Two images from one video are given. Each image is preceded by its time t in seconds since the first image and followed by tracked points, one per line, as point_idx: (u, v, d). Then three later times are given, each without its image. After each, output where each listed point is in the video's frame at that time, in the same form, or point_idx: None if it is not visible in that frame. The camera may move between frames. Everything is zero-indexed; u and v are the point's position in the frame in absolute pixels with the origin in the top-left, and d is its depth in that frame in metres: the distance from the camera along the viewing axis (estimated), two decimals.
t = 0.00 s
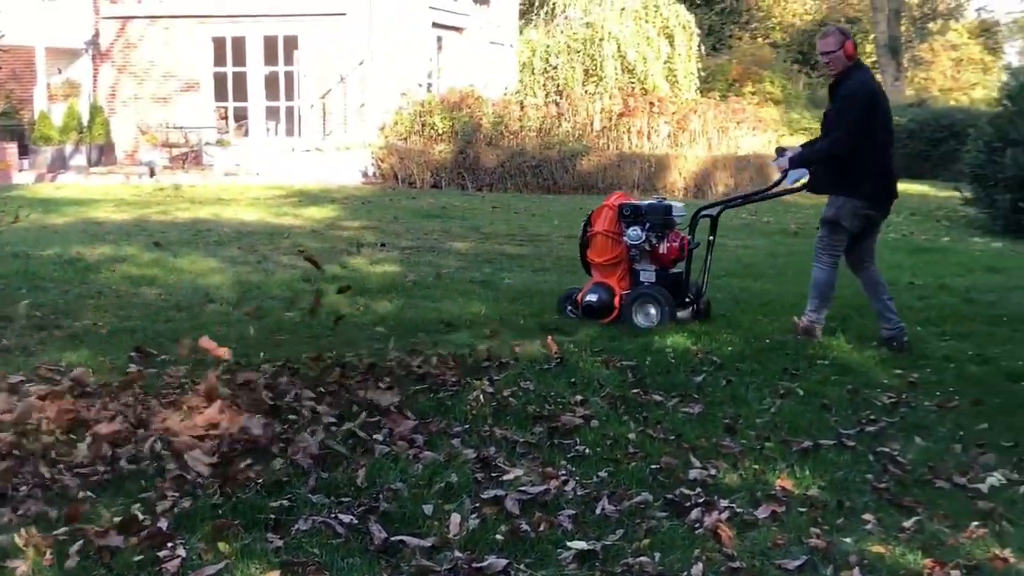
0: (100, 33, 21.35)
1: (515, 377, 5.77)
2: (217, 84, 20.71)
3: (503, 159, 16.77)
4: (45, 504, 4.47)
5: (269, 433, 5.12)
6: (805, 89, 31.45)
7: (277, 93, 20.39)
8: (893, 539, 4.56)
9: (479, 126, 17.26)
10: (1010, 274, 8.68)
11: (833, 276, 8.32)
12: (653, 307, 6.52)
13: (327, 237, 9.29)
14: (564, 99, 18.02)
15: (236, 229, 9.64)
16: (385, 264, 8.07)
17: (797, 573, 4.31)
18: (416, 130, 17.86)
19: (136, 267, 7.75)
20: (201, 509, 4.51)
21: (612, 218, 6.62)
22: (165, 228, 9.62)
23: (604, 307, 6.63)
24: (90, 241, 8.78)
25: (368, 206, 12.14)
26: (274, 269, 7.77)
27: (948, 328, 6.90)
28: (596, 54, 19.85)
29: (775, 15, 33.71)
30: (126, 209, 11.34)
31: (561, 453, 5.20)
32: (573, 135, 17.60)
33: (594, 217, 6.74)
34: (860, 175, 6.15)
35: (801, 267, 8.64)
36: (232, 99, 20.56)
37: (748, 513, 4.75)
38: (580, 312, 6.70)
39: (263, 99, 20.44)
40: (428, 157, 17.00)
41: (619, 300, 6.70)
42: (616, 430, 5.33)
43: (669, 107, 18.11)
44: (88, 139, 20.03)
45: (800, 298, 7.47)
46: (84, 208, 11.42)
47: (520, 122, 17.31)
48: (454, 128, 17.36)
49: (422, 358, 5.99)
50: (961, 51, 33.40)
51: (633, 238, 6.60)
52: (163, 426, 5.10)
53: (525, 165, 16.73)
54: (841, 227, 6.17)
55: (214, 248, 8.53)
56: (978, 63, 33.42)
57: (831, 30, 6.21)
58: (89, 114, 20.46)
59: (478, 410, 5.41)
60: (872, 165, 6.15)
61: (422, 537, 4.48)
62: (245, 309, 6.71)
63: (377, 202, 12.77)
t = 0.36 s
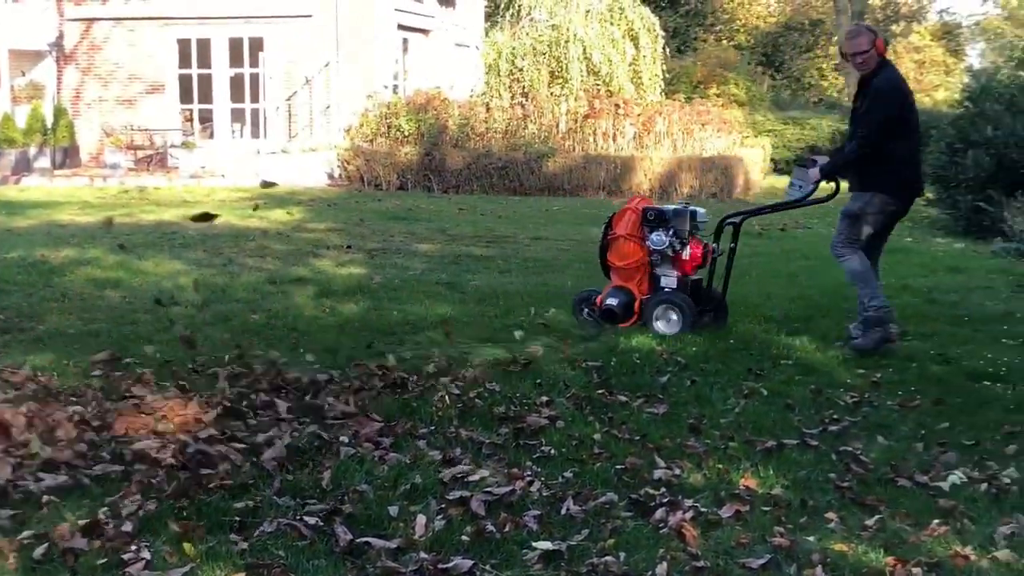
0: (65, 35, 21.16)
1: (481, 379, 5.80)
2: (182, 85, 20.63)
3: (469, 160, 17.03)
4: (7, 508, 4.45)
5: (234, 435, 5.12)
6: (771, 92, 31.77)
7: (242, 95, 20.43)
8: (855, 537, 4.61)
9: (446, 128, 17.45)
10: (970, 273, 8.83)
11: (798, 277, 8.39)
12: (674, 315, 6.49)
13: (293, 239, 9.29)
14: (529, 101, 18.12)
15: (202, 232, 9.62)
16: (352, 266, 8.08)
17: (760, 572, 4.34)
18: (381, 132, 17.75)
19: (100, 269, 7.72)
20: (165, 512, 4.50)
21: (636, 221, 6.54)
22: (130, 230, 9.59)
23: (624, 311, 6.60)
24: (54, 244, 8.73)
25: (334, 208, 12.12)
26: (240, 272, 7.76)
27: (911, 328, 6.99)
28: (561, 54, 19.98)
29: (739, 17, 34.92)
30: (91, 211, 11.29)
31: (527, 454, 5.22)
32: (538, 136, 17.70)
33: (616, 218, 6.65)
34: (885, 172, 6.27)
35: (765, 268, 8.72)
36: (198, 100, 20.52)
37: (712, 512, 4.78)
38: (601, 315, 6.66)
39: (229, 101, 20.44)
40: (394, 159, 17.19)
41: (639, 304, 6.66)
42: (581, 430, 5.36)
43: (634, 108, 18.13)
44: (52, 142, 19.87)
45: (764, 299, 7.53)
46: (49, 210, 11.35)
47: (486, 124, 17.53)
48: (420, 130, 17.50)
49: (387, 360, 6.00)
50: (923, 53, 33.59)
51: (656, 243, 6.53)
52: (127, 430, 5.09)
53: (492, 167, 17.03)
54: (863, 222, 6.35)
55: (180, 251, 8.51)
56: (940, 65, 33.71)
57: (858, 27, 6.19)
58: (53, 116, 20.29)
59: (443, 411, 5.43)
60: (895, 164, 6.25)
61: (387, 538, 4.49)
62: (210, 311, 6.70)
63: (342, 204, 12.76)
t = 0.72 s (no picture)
0: (26, 36, 20.81)
1: (446, 382, 5.81)
2: (145, 86, 20.55)
3: (436, 162, 17.17)
4: None
5: (197, 439, 5.11)
6: (734, 94, 32.20)
7: (205, 97, 20.35)
8: (818, 537, 4.64)
9: (412, 130, 17.35)
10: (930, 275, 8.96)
11: (761, 278, 8.45)
12: (691, 322, 6.46)
13: (259, 241, 9.28)
14: (496, 103, 18.02)
15: (167, 233, 9.59)
16: (316, 267, 8.09)
17: (723, 572, 4.36)
18: (346, 134, 17.67)
19: (63, 272, 7.68)
20: (128, 516, 4.49)
21: (653, 228, 6.56)
22: (93, 233, 9.54)
23: (641, 319, 6.57)
24: (17, 246, 8.67)
25: (300, 210, 12.11)
26: (205, 274, 7.75)
27: (875, 330, 7.07)
28: (527, 57, 19.95)
29: (704, 20, 36.44)
30: (54, 214, 11.22)
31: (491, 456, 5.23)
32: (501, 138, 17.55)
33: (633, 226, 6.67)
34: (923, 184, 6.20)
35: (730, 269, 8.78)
36: (161, 102, 20.48)
37: (676, 513, 4.81)
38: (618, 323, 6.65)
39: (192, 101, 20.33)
40: (360, 160, 17.26)
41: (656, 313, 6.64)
42: (546, 431, 5.38)
43: (600, 111, 18.14)
44: (15, 143, 19.65)
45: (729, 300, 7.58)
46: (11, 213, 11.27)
47: (451, 126, 17.36)
48: (386, 131, 17.40)
49: (351, 363, 6.00)
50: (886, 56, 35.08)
51: (673, 250, 6.52)
52: (87, 434, 5.07)
53: (458, 169, 17.23)
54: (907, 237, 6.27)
55: (143, 253, 8.48)
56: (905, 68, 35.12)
57: (877, 40, 6.16)
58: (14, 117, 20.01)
59: (407, 414, 5.43)
60: (928, 178, 6.18)
61: (351, 541, 4.49)
62: (175, 314, 6.68)
63: (307, 206, 12.73)
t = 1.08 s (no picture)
0: None
1: (397, 381, 5.81)
2: (93, 84, 20.41)
3: (387, 160, 17.20)
4: None
5: (145, 440, 5.08)
6: (685, 93, 32.65)
7: (154, 94, 20.26)
8: (766, 532, 4.68)
9: (362, 128, 17.42)
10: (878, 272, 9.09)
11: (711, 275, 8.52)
12: (699, 327, 6.44)
13: (208, 239, 9.22)
14: (448, 102, 17.91)
15: (114, 232, 9.52)
16: (266, 266, 8.06)
17: (672, 567, 4.39)
18: (297, 133, 17.68)
19: (8, 272, 7.60)
20: (73, 517, 4.45)
21: (664, 230, 6.54)
22: (39, 232, 9.45)
23: (650, 322, 6.58)
24: None
25: (249, 209, 12.08)
26: (153, 273, 7.71)
27: (824, 327, 7.14)
28: (478, 55, 20.09)
29: (655, 19, 37.00)
30: None
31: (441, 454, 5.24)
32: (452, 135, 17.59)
33: (645, 227, 6.66)
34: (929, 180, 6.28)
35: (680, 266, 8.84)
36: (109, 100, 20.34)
37: (625, 508, 4.83)
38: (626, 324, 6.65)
39: (140, 99, 20.24)
40: (311, 159, 17.23)
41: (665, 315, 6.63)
42: (495, 429, 5.39)
43: (551, 109, 18.19)
44: None
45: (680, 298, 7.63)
46: None
47: (403, 124, 17.44)
48: (337, 129, 17.46)
49: (301, 363, 5.99)
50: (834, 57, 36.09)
51: (684, 253, 6.48)
52: (33, 435, 5.02)
53: (410, 167, 17.25)
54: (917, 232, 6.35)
55: (90, 252, 8.41)
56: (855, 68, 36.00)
57: (860, 48, 6.27)
58: None
59: (357, 414, 5.44)
60: (933, 175, 6.27)
61: (301, 540, 4.48)
62: (124, 313, 6.63)
63: (256, 204, 12.68)
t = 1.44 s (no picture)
0: None
1: (337, 374, 5.80)
2: (29, 76, 20.04)
3: (328, 153, 17.33)
4: None
5: (81, 435, 5.04)
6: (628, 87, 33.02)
7: (92, 87, 19.97)
8: (706, 521, 4.72)
9: (303, 120, 17.60)
10: (818, 263, 9.21)
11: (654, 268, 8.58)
12: (703, 327, 6.38)
13: (145, 233, 9.12)
14: (389, 94, 18.09)
15: (50, 225, 9.41)
16: (205, 259, 8.00)
17: (612, 557, 4.43)
18: (237, 125, 17.76)
19: None
20: (9, 515, 4.41)
21: (661, 229, 6.43)
22: None
23: (652, 324, 6.47)
24: None
25: (189, 201, 11.99)
26: (89, 266, 7.62)
27: (765, 318, 7.22)
28: (420, 47, 20.04)
29: (597, 11, 37.49)
30: None
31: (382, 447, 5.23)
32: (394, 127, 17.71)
33: (639, 227, 6.54)
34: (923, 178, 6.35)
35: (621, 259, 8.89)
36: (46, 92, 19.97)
37: (566, 499, 4.85)
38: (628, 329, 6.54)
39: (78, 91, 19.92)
40: (251, 151, 17.38)
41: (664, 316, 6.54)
42: (436, 422, 5.40)
43: (495, 102, 18.40)
44: None
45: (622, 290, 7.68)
46: None
47: (344, 116, 17.55)
48: (277, 121, 17.59)
49: (240, 356, 5.96)
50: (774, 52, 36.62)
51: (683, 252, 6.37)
52: None
53: (351, 159, 17.32)
54: (895, 230, 6.38)
55: (24, 245, 8.30)
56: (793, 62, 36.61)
57: (847, 52, 6.32)
58: None
59: (297, 409, 5.42)
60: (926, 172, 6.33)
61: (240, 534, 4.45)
62: (61, 308, 6.55)
63: (196, 197, 12.59)
